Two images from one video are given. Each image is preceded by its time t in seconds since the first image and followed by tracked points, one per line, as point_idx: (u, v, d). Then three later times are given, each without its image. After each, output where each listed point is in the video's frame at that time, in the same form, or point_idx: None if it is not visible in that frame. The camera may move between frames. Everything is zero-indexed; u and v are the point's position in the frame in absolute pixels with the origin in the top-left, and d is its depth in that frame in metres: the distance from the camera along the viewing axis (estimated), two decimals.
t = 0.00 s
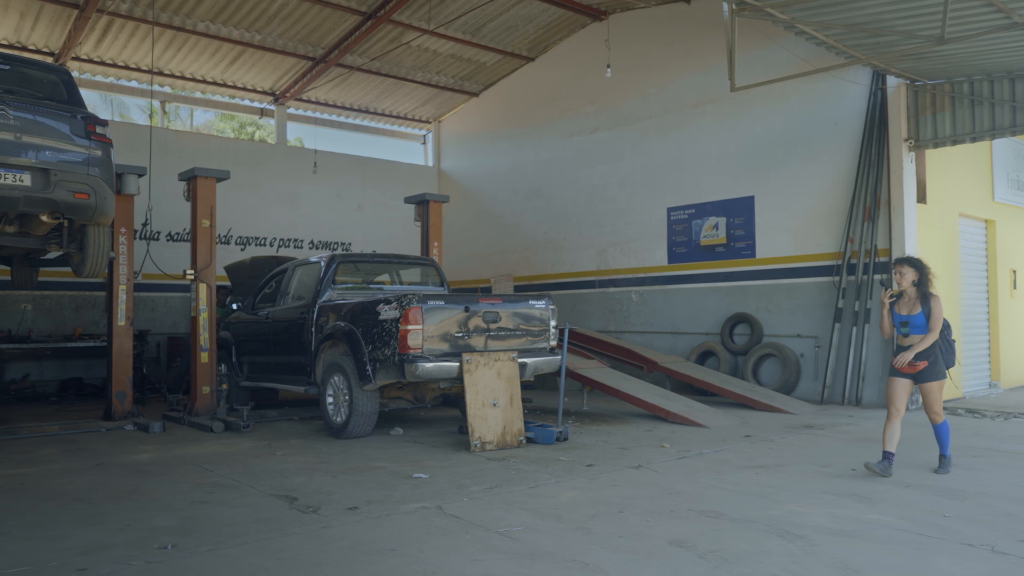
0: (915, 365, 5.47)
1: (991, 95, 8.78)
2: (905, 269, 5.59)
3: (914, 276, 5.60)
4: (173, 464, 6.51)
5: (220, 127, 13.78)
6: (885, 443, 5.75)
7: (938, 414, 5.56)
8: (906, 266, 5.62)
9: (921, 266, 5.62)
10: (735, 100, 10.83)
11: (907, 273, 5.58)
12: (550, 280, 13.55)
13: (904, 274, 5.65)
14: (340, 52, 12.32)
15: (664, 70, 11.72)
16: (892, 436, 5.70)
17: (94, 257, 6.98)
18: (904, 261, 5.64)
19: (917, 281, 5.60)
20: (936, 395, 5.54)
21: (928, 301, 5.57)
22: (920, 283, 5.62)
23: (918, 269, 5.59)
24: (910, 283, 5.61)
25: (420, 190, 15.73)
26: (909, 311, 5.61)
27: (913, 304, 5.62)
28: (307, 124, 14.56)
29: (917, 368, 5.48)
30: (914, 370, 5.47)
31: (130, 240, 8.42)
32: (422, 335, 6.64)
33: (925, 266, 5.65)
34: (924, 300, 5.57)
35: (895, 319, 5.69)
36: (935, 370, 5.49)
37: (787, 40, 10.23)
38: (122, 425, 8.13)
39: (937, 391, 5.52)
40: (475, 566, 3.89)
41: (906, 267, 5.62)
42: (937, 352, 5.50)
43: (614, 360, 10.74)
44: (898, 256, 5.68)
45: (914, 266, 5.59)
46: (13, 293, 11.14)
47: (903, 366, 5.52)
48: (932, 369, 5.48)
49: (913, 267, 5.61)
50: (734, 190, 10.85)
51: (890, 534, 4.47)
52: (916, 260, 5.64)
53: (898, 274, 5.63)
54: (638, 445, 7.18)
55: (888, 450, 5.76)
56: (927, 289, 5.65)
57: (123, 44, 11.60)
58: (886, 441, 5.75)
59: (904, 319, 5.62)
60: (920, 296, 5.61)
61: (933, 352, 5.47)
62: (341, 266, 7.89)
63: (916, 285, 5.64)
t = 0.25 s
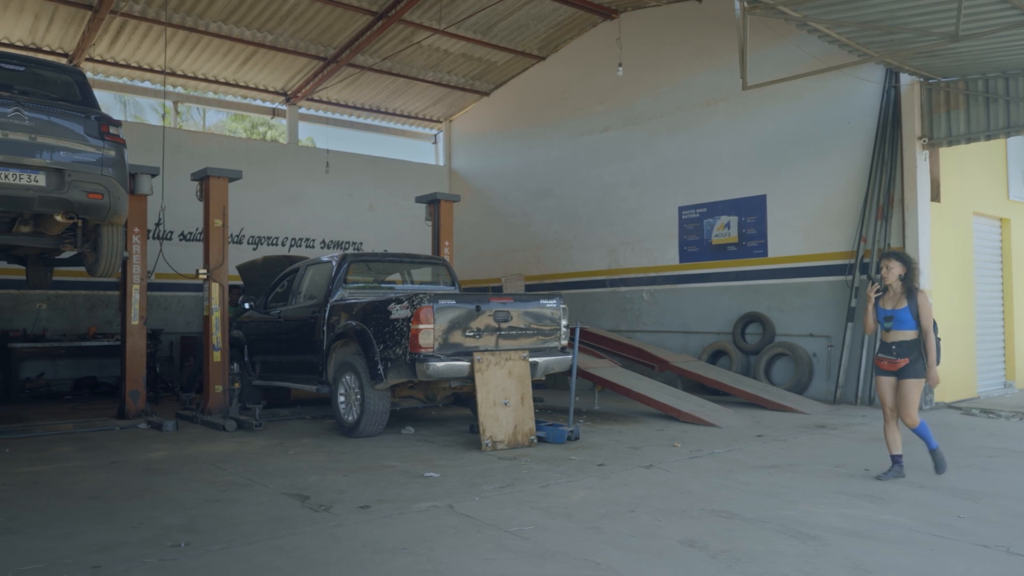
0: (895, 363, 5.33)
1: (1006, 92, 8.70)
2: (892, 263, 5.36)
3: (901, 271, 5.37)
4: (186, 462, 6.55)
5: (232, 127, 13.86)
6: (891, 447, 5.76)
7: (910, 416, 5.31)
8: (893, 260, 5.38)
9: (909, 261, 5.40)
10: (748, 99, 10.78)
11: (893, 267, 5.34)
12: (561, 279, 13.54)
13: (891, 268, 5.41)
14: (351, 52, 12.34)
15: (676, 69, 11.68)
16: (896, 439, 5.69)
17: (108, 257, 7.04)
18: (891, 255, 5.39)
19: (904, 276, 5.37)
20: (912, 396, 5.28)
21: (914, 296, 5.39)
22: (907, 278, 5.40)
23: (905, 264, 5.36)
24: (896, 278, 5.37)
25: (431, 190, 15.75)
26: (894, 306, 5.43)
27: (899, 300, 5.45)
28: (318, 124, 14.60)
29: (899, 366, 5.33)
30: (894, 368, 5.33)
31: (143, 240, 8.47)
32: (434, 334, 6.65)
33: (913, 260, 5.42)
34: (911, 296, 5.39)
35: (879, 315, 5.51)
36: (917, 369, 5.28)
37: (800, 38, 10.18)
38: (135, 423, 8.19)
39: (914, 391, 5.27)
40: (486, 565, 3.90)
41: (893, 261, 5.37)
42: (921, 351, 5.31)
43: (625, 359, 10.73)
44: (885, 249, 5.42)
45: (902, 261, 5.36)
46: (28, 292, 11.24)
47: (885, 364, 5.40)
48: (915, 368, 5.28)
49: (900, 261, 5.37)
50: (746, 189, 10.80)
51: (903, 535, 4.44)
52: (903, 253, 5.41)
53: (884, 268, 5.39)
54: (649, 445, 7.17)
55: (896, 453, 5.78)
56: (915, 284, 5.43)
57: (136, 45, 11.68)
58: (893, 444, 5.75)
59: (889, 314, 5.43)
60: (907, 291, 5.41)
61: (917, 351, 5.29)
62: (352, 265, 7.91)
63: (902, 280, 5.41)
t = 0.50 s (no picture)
0: (887, 367, 5.20)
1: None
2: (882, 263, 5.31)
3: (892, 271, 5.31)
4: (201, 461, 6.59)
5: (246, 128, 13.82)
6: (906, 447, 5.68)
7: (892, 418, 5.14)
8: (883, 260, 5.33)
9: (901, 261, 5.33)
10: (762, 98, 10.72)
11: (884, 267, 5.29)
12: (574, 279, 13.52)
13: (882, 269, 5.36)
14: (365, 52, 12.38)
15: (690, 68, 11.64)
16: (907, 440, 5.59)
17: (124, 257, 7.09)
18: (881, 255, 5.34)
19: (895, 276, 5.31)
20: (897, 396, 5.14)
21: (907, 298, 5.28)
22: (899, 278, 5.31)
23: (897, 264, 5.31)
24: (888, 278, 5.32)
25: (444, 190, 15.77)
26: (886, 308, 5.32)
27: (891, 302, 5.33)
28: (332, 124, 14.64)
29: (891, 369, 5.21)
30: (887, 372, 5.21)
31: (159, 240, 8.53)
32: (447, 334, 6.66)
33: (905, 261, 5.35)
34: (904, 297, 5.27)
35: (872, 317, 5.39)
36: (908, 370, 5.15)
37: (815, 36, 10.12)
38: (151, 422, 8.25)
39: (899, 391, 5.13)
40: (500, 565, 3.90)
41: (883, 261, 5.33)
42: (915, 353, 5.19)
43: (639, 359, 10.69)
44: (875, 249, 5.39)
45: (893, 260, 5.30)
46: (45, 292, 11.35)
47: (878, 368, 5.27)
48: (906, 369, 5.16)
49: (891, 261, 5.32)
50: (761, 189, 10.74)
51: (920, 536, 4.40)
52: (893, 253, 5.35)
53: (876, 268, 5.35)
54: (663, 445, 7.14)
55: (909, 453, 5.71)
56: (908, 285, 5.33)
57: (152, 47, 11.76)
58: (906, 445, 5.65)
59: (881, 316, 5.32)
60: (899, 292, 5.31)
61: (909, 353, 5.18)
62: (366, 265, 7.94)
63: (894, 280, 5.35)
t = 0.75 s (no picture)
0: (873, 368, 5.07)
1: None
2: (875, 261, 5.13)
3: (885, 270, 5.13)
4: (217, 460, 6.63)
5: (262, 129, 13.85)
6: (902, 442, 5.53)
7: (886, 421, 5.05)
8: (876, 258, 5.14)
9: (895, 260, 5.15)
10: (778, 96, 10.66)
11: (876, 265, 5.12)
12: (588, 279, 13.50)
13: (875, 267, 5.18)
14: (379, 53, 12.42)
15: (705, 66, 11.59)
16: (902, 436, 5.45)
17: (141, 257, 7.14)
18: (875, 253, 5.16)
19: (888, 275, 5.13)
20: (888, 398, 5.02)
21: (897, 298, 5.12)
22: (891, 278, 5.14)
23: (890, 262, 5.13)
24: (880, 277, 5.15)
25: (457, 189, 15.80)
26: (875, 308, 5.17)
27: (880, 301, 5.18)
28: (347, 125, 14.69)
29: (878, 371, 5.07)
30: (873, 373, 5.07)
31: (176, 240, 8.58)
32: (461, 333, 6.67)
33: (899, 260, 5.17)
34: (894, 297, 5.11)
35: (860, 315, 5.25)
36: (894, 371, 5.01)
37: (831, 34, 10.05)
38: (167, 421, 8.31)
39: (889, 394, 5.02)
40: (514, 564, 3.89)
41: (876, 259, 5.15)
42: (901, 355, 5.04)
43: (653, 359, 10.66)
44: (868, 246, 5.21)
45: (886, 259, 5.13)
46: (64, 292, 11.46)
47: (864, 368, 5.14)
48: (891, 370, 5.01)
49: (884, 259, 5.14)
50: (776, 188, 10.68)
51: (937, 538, 4.36)
52: (887, 251, 5.18)
53: (868, 266, 5.17)
54: (678, 445, 7.12)
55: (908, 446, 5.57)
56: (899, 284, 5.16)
57: (168, 48, 11.85)
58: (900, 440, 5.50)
59: (868, 315, 5.18)
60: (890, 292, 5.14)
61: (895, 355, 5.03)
62: (380, 265, 7.96)
63: (886, 279, 5.19)
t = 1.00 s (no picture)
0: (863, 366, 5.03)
1: None
2: (858, 258, 5.16)
3: (869, 267, 5.15)
4: (228, 459, 6.66)
5: (273, 130, 13.85)
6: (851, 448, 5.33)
7: (886, 422, 5.05)
8: (859, 255, 5.17)
9: (878, 256, 5.16)
10: (790, 95, 10.61)
11: (859, 262, 5.14)
12: (599, 279, 13.49)
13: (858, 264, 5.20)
14: (390, 53, 12.43)
15: (716, 66, 11.55)
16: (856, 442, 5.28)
17: (154, 257, 7.18)
18: (857, 250, 5.19)
19: (871, 272, 5.14)
20: (885, 400, 5.00)
21: (883, 295, 5.11)
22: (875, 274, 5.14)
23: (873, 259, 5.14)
24: (865, 274, 5.16)
25: (468, 189, 15.81)
26: (861, 305, 5.18)
27: (866, 299, 5.18)
28: (358, 125, 14.71)
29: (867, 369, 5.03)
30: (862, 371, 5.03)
31: (188, 240, 8.62)
32: (472, 333, 6.68)
33: (883, 256, 5.18)
34: (878, 294, 5.11)
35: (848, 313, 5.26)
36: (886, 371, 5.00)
37: (844, 33, 9.99)
38: (180, 421, 8.36)
39: (886, 395, 5.00)
40: (525, 565, 3.90)
41: (859, 257, 5.17)
42: (889, 353, 5.02)
43: (664, 359, 10.64)
44: (851, 243, 5.24)
45: (869, 255, 5.14)
46: (77, 292, 11.54)
47: (853, 366, 5.10)
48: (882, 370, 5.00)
49: (867, 256, 5.16)
50: (789, 187, 10.63)
51: (950, 539, 4.34)
52: (871, 248, 5.19)
53: (852, 264, 5.20)
54: (689, 446, 7.10)
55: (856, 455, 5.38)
56: (885, 281, 5.15)
57: (180, 50, 11.91)
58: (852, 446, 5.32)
59: (855, 313, 5.20)
60: (874, 289, 5.14)
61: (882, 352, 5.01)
62: (391, 265, 7.97)
63: (872, 276, 5.18)
